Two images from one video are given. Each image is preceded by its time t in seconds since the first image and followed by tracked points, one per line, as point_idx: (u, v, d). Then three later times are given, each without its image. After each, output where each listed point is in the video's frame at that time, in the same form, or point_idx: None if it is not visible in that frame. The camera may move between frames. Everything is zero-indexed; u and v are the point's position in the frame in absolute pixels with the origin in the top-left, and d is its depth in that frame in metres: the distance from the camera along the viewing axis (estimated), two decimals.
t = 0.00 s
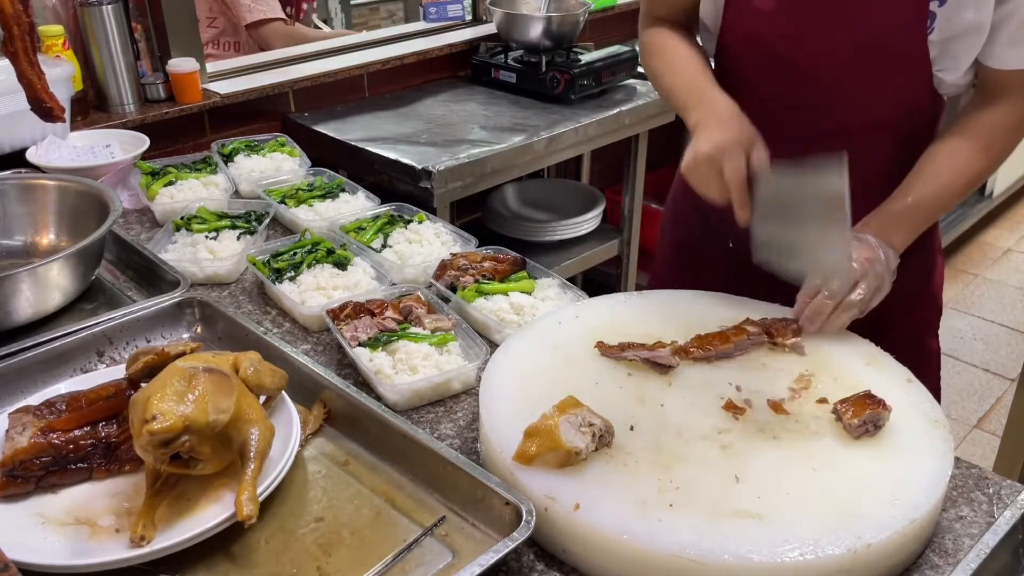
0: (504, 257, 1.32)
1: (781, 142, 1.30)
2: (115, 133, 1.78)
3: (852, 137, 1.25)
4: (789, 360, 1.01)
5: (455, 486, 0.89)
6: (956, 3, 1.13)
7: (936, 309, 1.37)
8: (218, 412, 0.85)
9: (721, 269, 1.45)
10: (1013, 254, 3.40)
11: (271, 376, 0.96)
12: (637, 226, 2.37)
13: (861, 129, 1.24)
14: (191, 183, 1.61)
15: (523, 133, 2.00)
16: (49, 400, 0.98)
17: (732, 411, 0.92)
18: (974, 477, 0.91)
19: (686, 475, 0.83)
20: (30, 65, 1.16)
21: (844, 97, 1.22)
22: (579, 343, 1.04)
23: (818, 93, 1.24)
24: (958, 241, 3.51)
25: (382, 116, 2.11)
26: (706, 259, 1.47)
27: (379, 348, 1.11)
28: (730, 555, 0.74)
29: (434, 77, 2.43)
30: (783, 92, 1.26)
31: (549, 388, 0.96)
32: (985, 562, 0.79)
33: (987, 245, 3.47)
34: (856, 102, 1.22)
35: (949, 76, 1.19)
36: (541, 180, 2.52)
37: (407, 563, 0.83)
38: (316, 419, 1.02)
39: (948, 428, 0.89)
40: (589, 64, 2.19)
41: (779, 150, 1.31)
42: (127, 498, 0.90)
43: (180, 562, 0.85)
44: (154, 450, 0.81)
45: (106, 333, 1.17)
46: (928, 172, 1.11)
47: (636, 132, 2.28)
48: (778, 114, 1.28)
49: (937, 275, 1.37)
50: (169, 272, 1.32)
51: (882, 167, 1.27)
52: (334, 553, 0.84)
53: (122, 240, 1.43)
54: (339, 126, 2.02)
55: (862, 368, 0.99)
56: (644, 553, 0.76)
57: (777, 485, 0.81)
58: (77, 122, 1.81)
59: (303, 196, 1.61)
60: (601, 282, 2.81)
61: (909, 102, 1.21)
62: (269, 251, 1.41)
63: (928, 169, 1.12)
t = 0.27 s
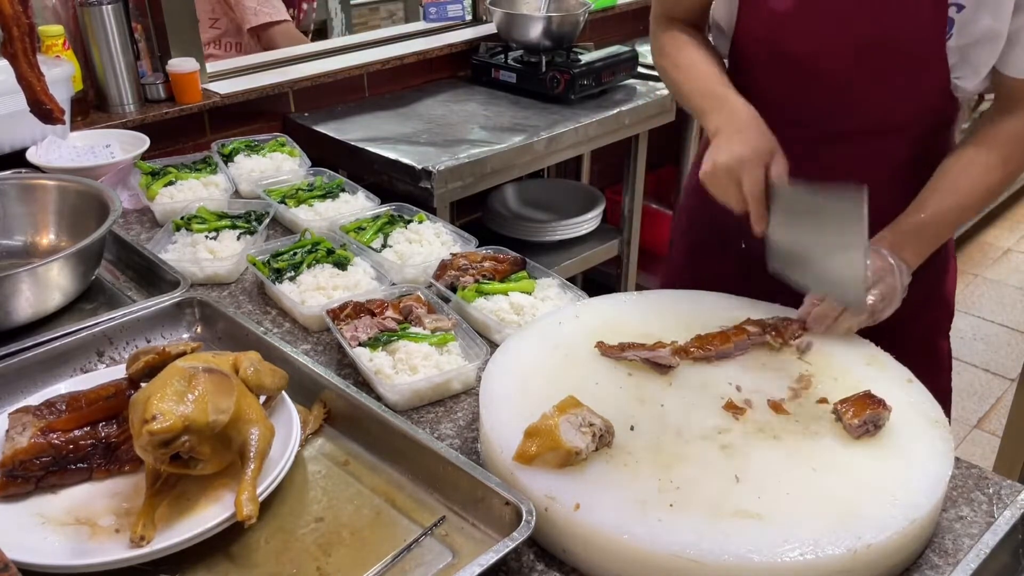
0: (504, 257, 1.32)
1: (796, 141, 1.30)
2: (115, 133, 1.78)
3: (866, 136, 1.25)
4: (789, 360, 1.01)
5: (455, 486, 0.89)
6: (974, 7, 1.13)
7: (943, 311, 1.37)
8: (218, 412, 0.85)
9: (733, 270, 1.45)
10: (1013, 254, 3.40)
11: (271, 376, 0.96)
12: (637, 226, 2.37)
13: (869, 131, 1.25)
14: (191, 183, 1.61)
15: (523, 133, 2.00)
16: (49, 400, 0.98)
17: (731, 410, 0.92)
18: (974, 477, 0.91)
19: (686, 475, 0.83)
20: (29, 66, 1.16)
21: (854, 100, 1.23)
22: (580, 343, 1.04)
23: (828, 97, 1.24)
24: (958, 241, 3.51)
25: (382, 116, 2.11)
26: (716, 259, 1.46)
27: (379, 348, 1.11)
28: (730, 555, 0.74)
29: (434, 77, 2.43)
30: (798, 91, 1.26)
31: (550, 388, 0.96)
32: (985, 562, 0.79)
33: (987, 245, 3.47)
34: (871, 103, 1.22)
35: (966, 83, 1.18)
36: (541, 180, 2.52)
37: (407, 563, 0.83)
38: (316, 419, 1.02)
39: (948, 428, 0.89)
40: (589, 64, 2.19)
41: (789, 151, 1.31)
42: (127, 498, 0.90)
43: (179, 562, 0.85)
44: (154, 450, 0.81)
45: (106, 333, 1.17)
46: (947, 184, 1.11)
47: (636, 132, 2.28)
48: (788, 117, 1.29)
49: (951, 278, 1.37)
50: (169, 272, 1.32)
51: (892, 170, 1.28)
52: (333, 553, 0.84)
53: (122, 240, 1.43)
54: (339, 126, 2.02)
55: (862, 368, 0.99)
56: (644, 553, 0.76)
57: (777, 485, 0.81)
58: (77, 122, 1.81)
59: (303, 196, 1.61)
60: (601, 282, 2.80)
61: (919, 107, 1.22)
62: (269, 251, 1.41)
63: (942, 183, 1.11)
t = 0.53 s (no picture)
0: (504, 257, 1.32)
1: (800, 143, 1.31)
2: (115, 133, 1.78)
3: (868, 140, 1.24)
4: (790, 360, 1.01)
5: (455, 486, 0.89)
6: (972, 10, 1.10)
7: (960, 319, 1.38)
8: (218, 412, 0.85)
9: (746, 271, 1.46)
10: (1013, 254, 3.41)
11: (271, 376, 0.96)
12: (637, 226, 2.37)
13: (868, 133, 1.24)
14: (191, 183, 1.61)
15: (523, 133, 2.00)
16: (49, 400, 0.98)
17: (731, 411, 0.92)
18: (974, 477, 0.91)
19: (686, 475, 0.83)
20: (29, 66, 1.16)
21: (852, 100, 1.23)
22: (580, 344, 1.04)
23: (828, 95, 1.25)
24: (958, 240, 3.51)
25: (382, 116, 2.11)
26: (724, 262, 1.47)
27: (379, 348, 1.11)
28: (730, 555, 0.74)
29: (434, 77, 2.43)
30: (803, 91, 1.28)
31: (551, 388, 0.96)
32: (985, 563, 0.79)
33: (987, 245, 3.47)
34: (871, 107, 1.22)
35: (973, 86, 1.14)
36: (542, 179, 2.51)
37: (407, 563, 0.83)
38: (316, 419, 1.02)
39: (948, 429, 0.89)
40: (589, 64, 2.19)
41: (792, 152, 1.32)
42: (127, 498, 0.90)
43: (179, 562, 0.85)
44: (154, 450, 0.81)
45: (106, 333, 1.17)
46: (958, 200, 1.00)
47: (636, 132, 2.28)
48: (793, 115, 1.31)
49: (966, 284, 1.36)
50: (169, 272, 1.32)
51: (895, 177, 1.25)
52: (334, 553, 0.84)
53: (122, 240, 1.43)
54: (339, 126, 2.01)
55: (862, 368, 0.99)
56: (644, 553, 0.76)
57: (778, 485, 0.81)
58: (77, 122, 1.81)
59: (303, 196, 1.61)
60: (601, 282, 2.80)
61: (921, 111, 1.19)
62: (269, 251, 1.41)
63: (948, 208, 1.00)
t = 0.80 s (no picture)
0: (504, 257, 1.32)
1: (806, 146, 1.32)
2: (115, 133, 1.78)
3: (869, 143, 1.25)
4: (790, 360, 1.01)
5: (455, 486, 0.89)
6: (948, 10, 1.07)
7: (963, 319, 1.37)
8: (218, 412, 0.85)
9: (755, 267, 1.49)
10: (1013, 254, 3.41)
11: (271, 376, 0.96)
12: (637, 226, 2.37)
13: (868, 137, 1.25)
14: (191, 183, 1.61)
15: (523, 133, 2.00)
16: (49, 400, 0.98)
17: (730, 410, 0.92)
18: (974, 477, 0.91)
19: (685, 475, 0.83)
20: (29, 66, 1.16)
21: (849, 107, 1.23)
22: (579, 344, 1.04)
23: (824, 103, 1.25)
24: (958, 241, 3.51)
25: (382, 116, 2.11)
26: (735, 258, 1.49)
27: (379, 348, 1.11)
28: (730, 555, 0.74)
29: (434, 77, 2.43)
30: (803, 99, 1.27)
31: (550, 388, 0.96)
32: (985, 563, 0.79)
33: (987, 245, 3.47)
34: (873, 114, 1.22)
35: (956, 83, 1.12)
36: (542, 179, 2.51)
37: (407, 563, 0.83)
38: (316, 418, 1.02)
39: (948, 429, 0.89)
40: (589, 64, 2.19)
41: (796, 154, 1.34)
42: (127, 498, 0.90)
43: (180, 562, 0.85)
44: (154, 450, 0.81)
45: (106, 333, 1.17)
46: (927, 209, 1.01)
47: (636, 132, 2.28)
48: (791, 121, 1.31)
49: (968, 277, 1.37)
50: (169, 272, 1.32)
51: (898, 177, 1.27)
52: (334, 553, 0.84)
53: (122, 240, 1.43)
54: (339, 126, 2.02)
55: (862, 368, 0.99)
56: (644, 553, 0.76)
57: (778, 485, 0.81)
58: (77, 122, 1.81)
59: (302, 196, 1.61)
60: (601, 282, 2.80)
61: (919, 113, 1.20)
62: (269, 251, 1.41)
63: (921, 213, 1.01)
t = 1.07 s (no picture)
0: (504, 258, 1.32)
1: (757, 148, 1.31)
2: (115, 133, 1.78)
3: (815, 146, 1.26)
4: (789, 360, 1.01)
5: (455, 486, 0.89)
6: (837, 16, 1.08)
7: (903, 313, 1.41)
8: (218, 412, 0.85)
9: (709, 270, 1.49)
10: (1013, 254, 3.41)
11: (271, 376, 0.96)
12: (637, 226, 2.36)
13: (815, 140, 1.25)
14: (191, 183, 1.61)
15: (523, 133, 2.00)
16: (50, 400, 0.98)
17: (730, 410, 0.92)
18: (974, 477, 0.91)
19: (686, 475, 0.83)
20: (30, 65, 1.16)
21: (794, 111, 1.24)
22: (578, 344, 1.04)
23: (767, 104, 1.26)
24: (958, 241, 3.51)
25: (382, 116, 2.11)
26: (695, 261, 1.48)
27: (380, 348, 1.11)
28: (730, 555, 0.74)
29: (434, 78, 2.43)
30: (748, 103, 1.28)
31: (550, 388, 0.96)
32: (985, 563, 0.79)
33: (987, 245, 3.47)
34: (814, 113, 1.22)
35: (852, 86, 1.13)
36: (542, 180, 2.51)
37: (407, 563, 0.83)
38: (316, 418, 1.02)
39: (948, 428, 0.89)
40: (589, 64, 2.19)
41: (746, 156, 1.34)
42: (127, 498, 0.90)
43: (180, 562, 0.85)
44: (154, 450, 0.81)
45: (106, 333, 1.17)
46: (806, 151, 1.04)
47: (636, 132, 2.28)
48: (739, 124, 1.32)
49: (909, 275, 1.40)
50: (169, 272, 1.32)
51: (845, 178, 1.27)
52: (334, 553, 0.84)
53: (122, 240, 1.43)
54: (339, 126, 2.02)
55: (862, 368, 0.99)
56: (644, 553, 0.76)
57: (778, 485, 0.81)
58: (77, 122, 1.81)
59: (302, 196, 1.61)
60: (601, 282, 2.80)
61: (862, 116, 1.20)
62: (269, 251, 1.41)
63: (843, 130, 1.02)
